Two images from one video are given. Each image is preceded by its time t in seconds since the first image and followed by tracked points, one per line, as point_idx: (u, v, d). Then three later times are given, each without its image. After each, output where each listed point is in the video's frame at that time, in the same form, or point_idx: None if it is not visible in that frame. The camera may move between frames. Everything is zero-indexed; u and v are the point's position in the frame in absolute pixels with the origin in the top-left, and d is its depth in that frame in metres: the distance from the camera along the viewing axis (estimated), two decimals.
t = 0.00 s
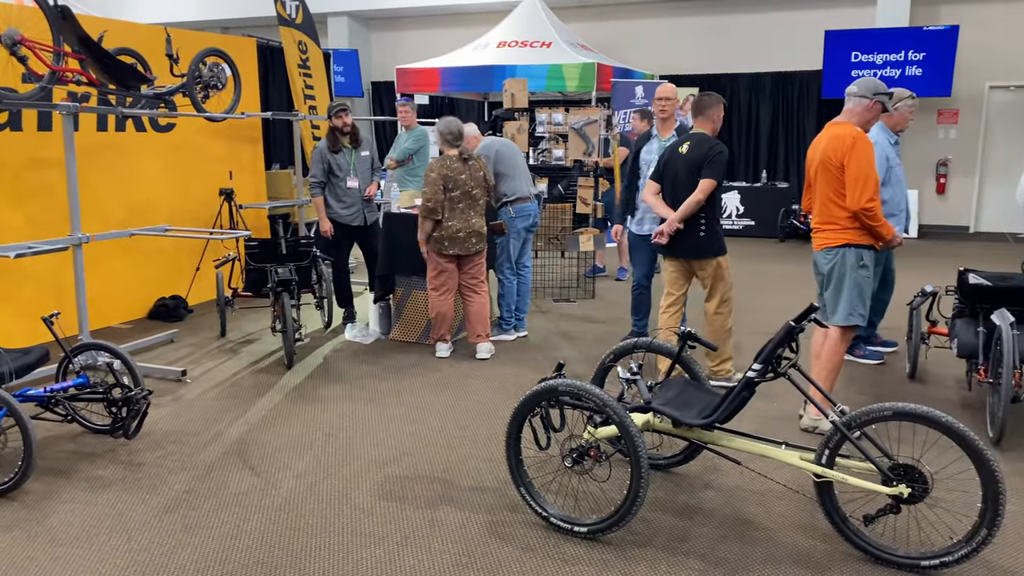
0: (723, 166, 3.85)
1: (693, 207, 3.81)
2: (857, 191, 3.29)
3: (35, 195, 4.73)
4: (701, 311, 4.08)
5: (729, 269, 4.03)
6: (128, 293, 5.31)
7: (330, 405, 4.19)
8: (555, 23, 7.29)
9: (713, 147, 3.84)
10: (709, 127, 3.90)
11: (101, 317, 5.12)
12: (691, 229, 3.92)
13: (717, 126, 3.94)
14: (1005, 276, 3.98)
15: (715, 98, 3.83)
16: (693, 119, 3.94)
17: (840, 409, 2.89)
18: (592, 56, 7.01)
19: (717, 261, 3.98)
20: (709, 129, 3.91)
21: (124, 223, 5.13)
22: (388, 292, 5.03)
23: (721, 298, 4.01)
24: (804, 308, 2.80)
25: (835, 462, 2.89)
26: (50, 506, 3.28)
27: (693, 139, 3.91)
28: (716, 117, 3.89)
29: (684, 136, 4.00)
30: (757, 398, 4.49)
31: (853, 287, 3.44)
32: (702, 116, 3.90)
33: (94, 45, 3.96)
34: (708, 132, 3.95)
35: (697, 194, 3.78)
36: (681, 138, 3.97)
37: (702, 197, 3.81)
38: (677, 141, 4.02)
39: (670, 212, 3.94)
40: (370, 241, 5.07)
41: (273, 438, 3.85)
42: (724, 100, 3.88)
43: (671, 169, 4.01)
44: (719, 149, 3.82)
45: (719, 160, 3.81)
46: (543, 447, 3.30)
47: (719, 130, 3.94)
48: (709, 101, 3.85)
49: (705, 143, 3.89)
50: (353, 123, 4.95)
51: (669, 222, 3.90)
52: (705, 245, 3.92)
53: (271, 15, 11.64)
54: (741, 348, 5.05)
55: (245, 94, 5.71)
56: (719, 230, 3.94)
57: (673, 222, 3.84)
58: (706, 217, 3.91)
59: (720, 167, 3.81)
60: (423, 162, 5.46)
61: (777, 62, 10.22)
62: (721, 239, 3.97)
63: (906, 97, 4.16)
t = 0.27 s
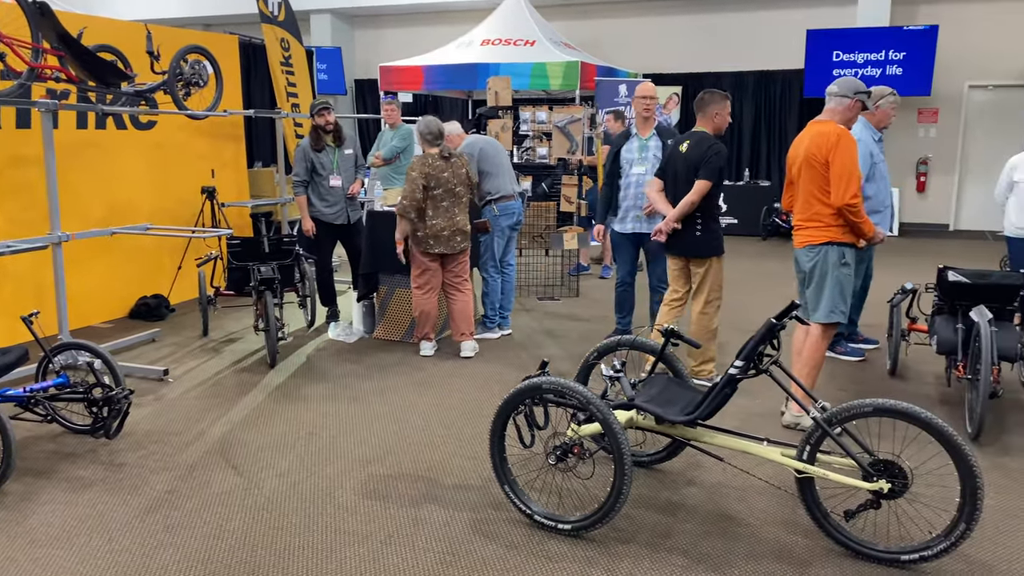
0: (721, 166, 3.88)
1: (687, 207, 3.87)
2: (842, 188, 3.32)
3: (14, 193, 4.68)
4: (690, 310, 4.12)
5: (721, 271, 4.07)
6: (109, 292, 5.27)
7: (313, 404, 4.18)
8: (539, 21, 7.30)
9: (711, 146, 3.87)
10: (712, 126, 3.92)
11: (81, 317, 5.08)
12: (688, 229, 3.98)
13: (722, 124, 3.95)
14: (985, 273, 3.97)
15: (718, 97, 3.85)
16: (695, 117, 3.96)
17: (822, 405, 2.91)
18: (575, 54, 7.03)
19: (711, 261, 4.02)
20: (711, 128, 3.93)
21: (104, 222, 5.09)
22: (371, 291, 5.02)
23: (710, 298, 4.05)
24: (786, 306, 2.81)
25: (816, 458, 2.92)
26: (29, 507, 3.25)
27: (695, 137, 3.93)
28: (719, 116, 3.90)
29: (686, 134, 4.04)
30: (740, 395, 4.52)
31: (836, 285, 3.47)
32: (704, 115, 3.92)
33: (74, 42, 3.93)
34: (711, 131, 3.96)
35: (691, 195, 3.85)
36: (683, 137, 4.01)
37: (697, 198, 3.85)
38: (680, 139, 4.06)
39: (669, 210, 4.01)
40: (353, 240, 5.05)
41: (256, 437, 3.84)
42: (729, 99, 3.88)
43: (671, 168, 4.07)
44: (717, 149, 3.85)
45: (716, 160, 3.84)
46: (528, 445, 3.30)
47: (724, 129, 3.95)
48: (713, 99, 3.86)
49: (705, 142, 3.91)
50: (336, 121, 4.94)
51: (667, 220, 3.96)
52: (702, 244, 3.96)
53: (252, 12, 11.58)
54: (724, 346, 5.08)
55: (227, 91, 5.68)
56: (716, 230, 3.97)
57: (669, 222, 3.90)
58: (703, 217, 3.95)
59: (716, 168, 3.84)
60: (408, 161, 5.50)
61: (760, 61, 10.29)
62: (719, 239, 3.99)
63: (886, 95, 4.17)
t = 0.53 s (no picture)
0: (712, 168, 3.94)
1: (675, 209, 3.98)
2: (837, 182, 3.34)
3: None
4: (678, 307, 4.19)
5: (713, 272, 4.11)
6: (91, 291, 5.23)
7: (298, 403, 4.17)
8: (524, 19, 7.30)
9: (706, 148, 3.93)
10: (711, 127, 3.95)
11: (63, 316, 5.04)
12: (679, 228, 4.06)
13: (723, 126, 3.99)
14: (966, 270, 3.99)
15: (720, 99, 3.89)
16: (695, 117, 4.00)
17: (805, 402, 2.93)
18: (560, 53, 7.04)
19: (702, 262, 4.06)
20: (709, 129, 3.97)
21: (86, 220, 5.06)
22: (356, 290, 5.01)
23: (698, 297, 4.11)
24: (769, 304, 2.83)
25: (799, 454, 2.94)
26: (10, 508, 3.22)
27: (693, 138, 3.98)
28: (721, 117, 3.93)
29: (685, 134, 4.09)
30: (724, 392, 4.54)
31: (824, 281, 3.50)
32: (707, 116, 3.96)
33: (54, 39, 3.93)
34: (711, 132, 4.00)
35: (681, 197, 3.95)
36: (681, 136, 4.05)
37: (685, 202, 3.96)
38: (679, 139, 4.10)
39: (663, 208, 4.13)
40: (338, 238, 5.05)
41: (240, 436, 3.82)
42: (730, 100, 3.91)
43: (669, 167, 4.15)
44: (709, 150, 3.91)
45: (705, 167, 3.92)
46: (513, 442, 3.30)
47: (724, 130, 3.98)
48: (716, 100, 3.90)
49: (703, 143, 3.95)
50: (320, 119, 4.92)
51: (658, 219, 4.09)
52: (692, 245, 4.03)
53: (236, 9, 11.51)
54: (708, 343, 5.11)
55: (210, 88, 5.65)
56: (707, 231, 4.02)
57: (659, 222, 4.02)
58: (694, 218, 4.03)
59: (705, 172, 3.92)
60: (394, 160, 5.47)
61: (745, 60, 10.34)
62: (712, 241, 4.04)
63: (870, 93, 4.17)
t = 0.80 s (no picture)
0: (701, 165, 3.95)
1: (664, 207, 4.03)
2: (844, 181, 3.37)
3: None
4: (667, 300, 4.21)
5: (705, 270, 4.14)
6: (73, 291, 5.19)
7: (283, 402, 4.15)
8: (510, 17, 7.30)
9: (696, 145, 3.94)
10: (703, 124, 3.96)
11: (44, 315, 5.00)
12: (670, 225, 4.10)
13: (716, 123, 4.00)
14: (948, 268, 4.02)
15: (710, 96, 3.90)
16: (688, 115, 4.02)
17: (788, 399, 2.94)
18: (545, 51, 7.05)
19: (693, 258, 4.09)
20: (702, 125, 3.99)
21: (68, 218, 5.01)
22: (341, 288, 5.01)
23: (687, 292, 4.13)
24: (753, 301, 2.84)
25: (783, 451, 2.95)
26: None
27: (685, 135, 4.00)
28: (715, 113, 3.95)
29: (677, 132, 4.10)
30: (709, 390, 4.56)
31: (832, 279, 3.50)
32: (700, 113, 3.97)
33: (34, 34, 3.87)
34: (704, 129, 4.01)
35: (669, 194, 3.99)
36: (673, 135, 4.05)
37: (672, 200, 4.00)
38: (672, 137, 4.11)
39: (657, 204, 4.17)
40: (324, 236, 5.04)
41: (224, 436, 3.80)
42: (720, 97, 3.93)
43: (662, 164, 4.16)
44: (698, 147, 3.92)
45: (693, 164, 3.92)
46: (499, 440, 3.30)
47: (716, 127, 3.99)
48: (708, 97, 3.91)
49: (694, 140, 3.96)
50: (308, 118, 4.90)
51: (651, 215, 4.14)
52: (682, 242, 4.06)
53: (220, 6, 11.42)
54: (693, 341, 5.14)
55: (194, 85, 5.64)
56: (698, 228, 4.05)
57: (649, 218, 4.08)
58: (685, 214, 4.07)
59: (692, 169, 3.93)
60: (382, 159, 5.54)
61: (731, 59, 10.39)
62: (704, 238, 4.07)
63: (855, 93, 4.17)
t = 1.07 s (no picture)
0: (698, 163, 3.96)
1: (664, 205, 4.01)
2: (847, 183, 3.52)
3: None
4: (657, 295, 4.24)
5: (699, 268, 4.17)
6: (56, 289, 5.15)
7: (269, 401, 4.14)
8: (496, 15, 7.30)
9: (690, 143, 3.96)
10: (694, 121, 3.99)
11: (26, 314, 4.96)
12: (667, 224, 4.09)
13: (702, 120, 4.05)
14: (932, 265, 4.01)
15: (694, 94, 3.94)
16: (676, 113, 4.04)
17: (774, 396, 2.94)
18: (532, 49, 7.05)
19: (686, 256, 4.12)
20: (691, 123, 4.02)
21: (51, 216, 4.97)
22: (327, 286, 5.01)
23: (676, 289, 4.15)
24: (738, 299, 2.85)
25: (767, 448, 2.96)
26: None
27: (676, 134, 4.02)
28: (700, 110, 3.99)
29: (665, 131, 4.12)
30: (695, 387, 4.59)
31: (832, 276, 3.61)
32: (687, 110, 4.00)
33: (17, 32, 3.80)
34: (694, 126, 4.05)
35: (669, 191, 3.99)
36: (664, 134, 4.08)
37: (673, 197, 3.99)
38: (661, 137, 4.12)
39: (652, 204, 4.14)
40: (311, 234, 5.03)
41: (209, 434, 3.79)
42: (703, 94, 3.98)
43: (654, 163, 4.15)
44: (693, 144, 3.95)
45: (692, 160, 3.94)
46: (487, 438, 3.30)
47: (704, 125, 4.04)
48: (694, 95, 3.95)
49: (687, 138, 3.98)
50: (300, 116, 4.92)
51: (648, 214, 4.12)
52: (680, 239, 4.06)
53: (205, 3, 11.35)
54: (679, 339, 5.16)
55: (178, 82, 5.60)
56: (693, 225, 4.07)
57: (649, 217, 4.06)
58: (684, 212, 4.06)
59: (691, 166, 3.93)
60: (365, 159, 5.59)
61: (718, 57, 10.42)
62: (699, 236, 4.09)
63: (840, 92, 4.21)
